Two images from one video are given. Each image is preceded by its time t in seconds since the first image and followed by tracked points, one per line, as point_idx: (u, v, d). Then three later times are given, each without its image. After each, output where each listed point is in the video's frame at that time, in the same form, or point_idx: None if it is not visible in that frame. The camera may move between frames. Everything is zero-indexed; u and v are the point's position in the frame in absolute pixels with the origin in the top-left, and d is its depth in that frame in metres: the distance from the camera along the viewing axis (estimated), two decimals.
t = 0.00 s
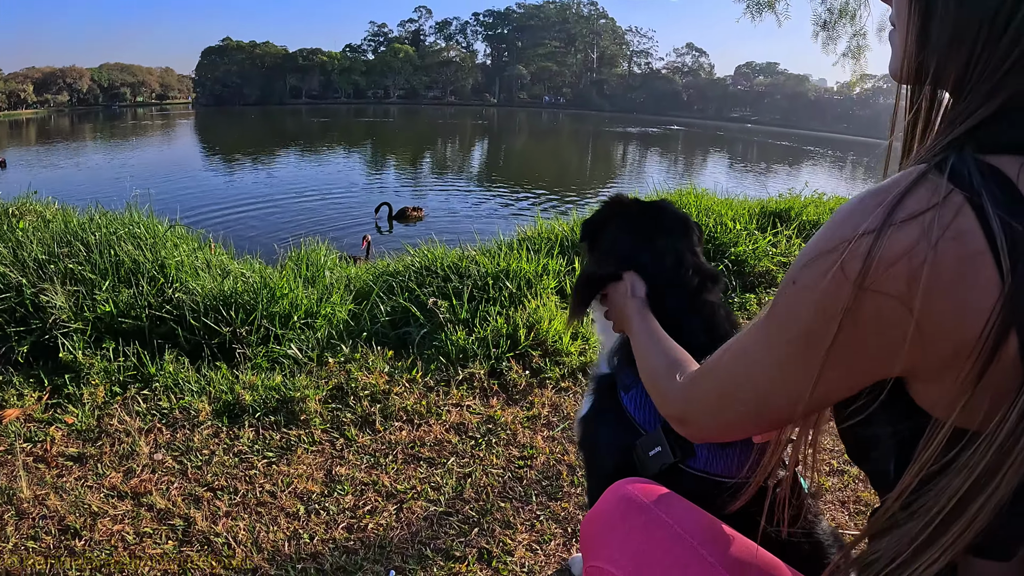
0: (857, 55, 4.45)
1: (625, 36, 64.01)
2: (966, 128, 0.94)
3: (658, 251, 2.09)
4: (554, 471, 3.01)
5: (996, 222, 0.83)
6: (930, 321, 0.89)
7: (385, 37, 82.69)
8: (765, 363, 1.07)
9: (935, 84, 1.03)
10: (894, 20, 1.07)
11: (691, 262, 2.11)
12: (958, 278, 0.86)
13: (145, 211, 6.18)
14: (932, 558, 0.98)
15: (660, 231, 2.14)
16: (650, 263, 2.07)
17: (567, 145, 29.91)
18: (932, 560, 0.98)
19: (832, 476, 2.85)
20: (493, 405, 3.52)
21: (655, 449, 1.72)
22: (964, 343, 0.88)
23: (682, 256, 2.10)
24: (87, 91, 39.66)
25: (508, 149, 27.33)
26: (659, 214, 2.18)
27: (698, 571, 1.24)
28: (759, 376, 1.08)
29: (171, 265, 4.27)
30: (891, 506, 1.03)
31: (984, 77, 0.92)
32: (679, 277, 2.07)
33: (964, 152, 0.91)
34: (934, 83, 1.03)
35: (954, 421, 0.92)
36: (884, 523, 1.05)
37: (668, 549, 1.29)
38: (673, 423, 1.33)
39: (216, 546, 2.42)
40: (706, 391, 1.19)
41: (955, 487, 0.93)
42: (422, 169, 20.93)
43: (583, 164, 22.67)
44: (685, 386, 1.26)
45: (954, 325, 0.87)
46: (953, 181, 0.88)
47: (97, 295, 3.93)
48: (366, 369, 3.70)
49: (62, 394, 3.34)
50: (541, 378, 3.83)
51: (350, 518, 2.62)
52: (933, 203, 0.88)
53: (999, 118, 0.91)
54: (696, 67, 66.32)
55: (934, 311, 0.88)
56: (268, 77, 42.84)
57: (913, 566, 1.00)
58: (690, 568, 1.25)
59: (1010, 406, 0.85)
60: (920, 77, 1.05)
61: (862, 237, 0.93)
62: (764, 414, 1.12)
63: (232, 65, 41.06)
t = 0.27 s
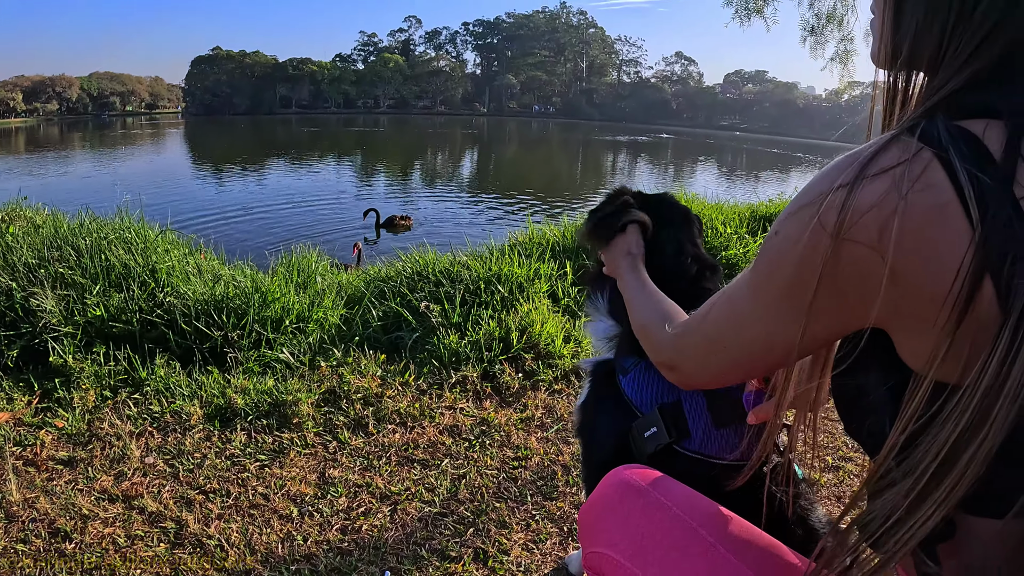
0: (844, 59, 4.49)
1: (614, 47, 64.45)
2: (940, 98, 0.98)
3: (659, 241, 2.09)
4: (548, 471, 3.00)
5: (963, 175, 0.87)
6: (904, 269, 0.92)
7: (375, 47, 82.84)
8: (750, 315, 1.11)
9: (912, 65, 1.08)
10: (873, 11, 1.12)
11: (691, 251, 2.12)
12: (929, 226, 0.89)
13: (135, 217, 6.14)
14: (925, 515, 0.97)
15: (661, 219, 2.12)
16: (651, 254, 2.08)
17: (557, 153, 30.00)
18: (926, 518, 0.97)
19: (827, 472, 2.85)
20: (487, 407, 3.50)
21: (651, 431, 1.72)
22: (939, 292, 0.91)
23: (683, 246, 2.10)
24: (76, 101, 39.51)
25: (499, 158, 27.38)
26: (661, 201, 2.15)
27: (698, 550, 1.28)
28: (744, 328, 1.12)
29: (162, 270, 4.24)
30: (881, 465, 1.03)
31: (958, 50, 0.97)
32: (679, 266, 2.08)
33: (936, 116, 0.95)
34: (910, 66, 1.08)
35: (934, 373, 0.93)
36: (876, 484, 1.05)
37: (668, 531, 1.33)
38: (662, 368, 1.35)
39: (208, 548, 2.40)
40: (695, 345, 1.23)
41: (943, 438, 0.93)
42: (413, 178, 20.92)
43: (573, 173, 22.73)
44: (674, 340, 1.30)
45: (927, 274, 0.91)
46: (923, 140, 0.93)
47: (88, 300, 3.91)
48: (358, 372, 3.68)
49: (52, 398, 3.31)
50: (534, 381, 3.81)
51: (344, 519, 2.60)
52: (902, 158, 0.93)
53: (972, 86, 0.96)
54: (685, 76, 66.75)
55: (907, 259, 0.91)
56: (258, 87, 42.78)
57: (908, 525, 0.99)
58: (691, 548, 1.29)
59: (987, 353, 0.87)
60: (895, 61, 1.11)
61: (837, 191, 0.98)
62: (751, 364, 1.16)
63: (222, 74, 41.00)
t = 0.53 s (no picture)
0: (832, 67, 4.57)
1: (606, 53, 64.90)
2: (909, 113, 1.02)
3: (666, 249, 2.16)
4: (544, 474, 3.04)
5: (925, 187, 0.92)
6: (875, 275, 0.98)
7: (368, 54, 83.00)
8: (739, 326, 1.17)
9: (889, 79, 1.13)
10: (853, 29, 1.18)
11: (696, 261, 2.19)
12: (895, 235, 0.95)
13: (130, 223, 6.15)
14: (896, 500, 1.00)
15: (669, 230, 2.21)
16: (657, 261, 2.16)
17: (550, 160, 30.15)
18: (898, 503, 1.00)
19: (817, 472, 2.91)
20: (483, 412, 3.54)
21: (646, 418, 1.83)
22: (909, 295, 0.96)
23: (688, 255, 2.17)
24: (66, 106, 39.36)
25: (491, 164, 27.47)
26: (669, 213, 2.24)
27: (691, 536, 1.33)
28: (734, 338, 1.18)
29: (159, 277, 4.27)
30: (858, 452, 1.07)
31: (926, 68, 1.01)
32: (684, 273, 2.14)
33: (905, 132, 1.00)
34: (888, 81, 1.13)
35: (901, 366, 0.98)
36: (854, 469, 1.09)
37: (663, 519, 1.38)
38: (665, 389, 1.41)
39: (210, 552, 2.43)
40: (690, 356, 1.29)
41: (910, 428, 0.97)
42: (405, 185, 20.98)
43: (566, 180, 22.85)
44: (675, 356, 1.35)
45: (895, 279, 0.97)
46: (890, 156, 0.98)
47: (85, 306, 3.93)
48: (355, 378, 3.71)
49: (51, 405, 3.33)
50: (529, 386, 3.85)
51: (344, 522, 2.64)
52: (871, 174, 0.99)
53: (934, 106, 0.99)
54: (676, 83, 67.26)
55: (877, 266, 0.97)
56: (250, 94, 42.75)
57: (880, 508, 1.02)
58: (685, 534, 1.34)
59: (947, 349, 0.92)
60: (875, 79, 1.16)
61: (813, 206, 1.05)
62: (742, 374, 1.21)
63: (214, 81, 40.96)
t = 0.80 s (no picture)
0: (829, 68, 4.60)
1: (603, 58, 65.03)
2: (888, 112, 1.04)
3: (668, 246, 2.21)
4: (547, 472, 3.04)
5: (898, 176, 0.93)
6: (855, 260, 0.99)
7: (365, 58, 83.15)
8: (731, 304, 1.19)
9: (871, 83, 1.14)
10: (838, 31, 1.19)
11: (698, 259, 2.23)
12: (872, 222, 0.95)
13: (129, 227, 6.14)
14: (881, 478, 0.99)
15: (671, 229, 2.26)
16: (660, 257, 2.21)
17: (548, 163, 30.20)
18: (884, 480, 0.99)
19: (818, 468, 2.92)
20: (484, 411, 3.54)
21: (648, 416, 1.85)
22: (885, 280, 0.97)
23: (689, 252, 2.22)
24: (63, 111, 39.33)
25: (489, 169, 27.51)
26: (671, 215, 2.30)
27: (697, 522, 1.37)
28: (727, 315, 1.21)
29: (160, 279, 4.27)
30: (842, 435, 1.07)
31: (904, 70, 1.02)
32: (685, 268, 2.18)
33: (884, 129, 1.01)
34: (870, 84, 1.14)
35: (882, 344, 0.97)
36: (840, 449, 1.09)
37: (669, 506, 1.42)
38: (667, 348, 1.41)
39: (215, 551, 2.43)
40: (688, 332, 1.31)
41: (890, 408, 0.96)
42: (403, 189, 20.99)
43: (564, 184, 22.87)
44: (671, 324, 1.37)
45: (873, 264, 0.97)
46: (869, 146, 0.99)
47: (86, 309, 3.93)
48: (357, 379, 3.71)
49: (52, 406, 3.33)
50: (530, 386, 3.85)
51: (349, 521, 2.64)
52: (850, 164, 1.00)
53: (910, 105, 1.01)
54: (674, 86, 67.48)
55: (857, 251, 0.98)
56: (248, 99, 42.76)
57: (865, 488, 1.02)
58: (691, 520, 1.38)
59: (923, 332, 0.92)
60: (859, 82, 1.17)
61: (797, 193, 1.05)
62: (737, 348, 1.24)
63: (211, 85, 40.96)
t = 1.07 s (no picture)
0: (827, 67, 4.60)
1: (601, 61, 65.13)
2: (887, 93, 1.03)
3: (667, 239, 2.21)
4: (549, 469, 3.03)
5: (893, 149, 0.93)
6: (851, 229, 1.00)
7: (362, 62, 83.25)
8: (739, 259, 1.23)
9: (870, 70, 1.15)
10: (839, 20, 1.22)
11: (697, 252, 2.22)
12: (868, 192, 0.96)
13: (128, 229, 6.12)
14: (882, 452, 0.98)
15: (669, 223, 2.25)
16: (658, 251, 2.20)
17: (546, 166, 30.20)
18: (886, 454, 0.98)
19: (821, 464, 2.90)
20: (485, 410, 3.53)
21: (653, 407, 1.83)
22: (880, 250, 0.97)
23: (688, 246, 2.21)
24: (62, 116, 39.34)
25: (487, 172, 27.52)
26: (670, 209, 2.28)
27: (704, 508, 1.41)
28: (735, 268, 1.25)
29: (159, 280, 4.25)
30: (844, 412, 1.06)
31: (902, 52, 1.03)
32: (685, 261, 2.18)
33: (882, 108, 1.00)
34: (869, 72, 1.16)
35: (882, 315, 0.97)
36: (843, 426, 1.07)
37: (675, 493, 1.46)
38: (674, 282, 1.48)
39: (215, 549, 2.42)
40: (699, 282, 1.37)
41: (890, 381, 0.95)
42: (401, 193, 20.98)
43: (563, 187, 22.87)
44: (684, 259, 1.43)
45: (869, 234, 0.98)
46: (866, 121, 0.99)
47: (85, 309, 3.92)
48: (357, 379, 3.69)
49: (52, 407, 3.31)
50: (531, 385, 3.84)
51: (350, 519, 2.62)
52: (848, 136, 1.00)
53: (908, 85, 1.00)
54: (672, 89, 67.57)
55: (852, 220, 0.99)
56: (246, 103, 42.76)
57: (868, 463, 1.01)
58: (697, 506, 1.42)
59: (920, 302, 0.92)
60: (858, 70, 1.19)
61: (797, 159, 1.06)
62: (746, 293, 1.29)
63: (209, 90, 40.99)
